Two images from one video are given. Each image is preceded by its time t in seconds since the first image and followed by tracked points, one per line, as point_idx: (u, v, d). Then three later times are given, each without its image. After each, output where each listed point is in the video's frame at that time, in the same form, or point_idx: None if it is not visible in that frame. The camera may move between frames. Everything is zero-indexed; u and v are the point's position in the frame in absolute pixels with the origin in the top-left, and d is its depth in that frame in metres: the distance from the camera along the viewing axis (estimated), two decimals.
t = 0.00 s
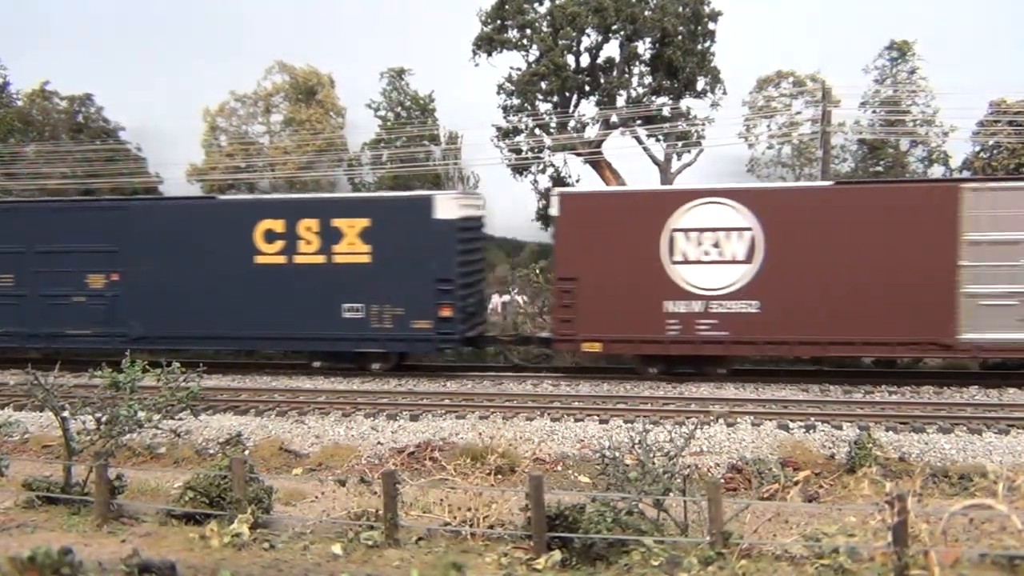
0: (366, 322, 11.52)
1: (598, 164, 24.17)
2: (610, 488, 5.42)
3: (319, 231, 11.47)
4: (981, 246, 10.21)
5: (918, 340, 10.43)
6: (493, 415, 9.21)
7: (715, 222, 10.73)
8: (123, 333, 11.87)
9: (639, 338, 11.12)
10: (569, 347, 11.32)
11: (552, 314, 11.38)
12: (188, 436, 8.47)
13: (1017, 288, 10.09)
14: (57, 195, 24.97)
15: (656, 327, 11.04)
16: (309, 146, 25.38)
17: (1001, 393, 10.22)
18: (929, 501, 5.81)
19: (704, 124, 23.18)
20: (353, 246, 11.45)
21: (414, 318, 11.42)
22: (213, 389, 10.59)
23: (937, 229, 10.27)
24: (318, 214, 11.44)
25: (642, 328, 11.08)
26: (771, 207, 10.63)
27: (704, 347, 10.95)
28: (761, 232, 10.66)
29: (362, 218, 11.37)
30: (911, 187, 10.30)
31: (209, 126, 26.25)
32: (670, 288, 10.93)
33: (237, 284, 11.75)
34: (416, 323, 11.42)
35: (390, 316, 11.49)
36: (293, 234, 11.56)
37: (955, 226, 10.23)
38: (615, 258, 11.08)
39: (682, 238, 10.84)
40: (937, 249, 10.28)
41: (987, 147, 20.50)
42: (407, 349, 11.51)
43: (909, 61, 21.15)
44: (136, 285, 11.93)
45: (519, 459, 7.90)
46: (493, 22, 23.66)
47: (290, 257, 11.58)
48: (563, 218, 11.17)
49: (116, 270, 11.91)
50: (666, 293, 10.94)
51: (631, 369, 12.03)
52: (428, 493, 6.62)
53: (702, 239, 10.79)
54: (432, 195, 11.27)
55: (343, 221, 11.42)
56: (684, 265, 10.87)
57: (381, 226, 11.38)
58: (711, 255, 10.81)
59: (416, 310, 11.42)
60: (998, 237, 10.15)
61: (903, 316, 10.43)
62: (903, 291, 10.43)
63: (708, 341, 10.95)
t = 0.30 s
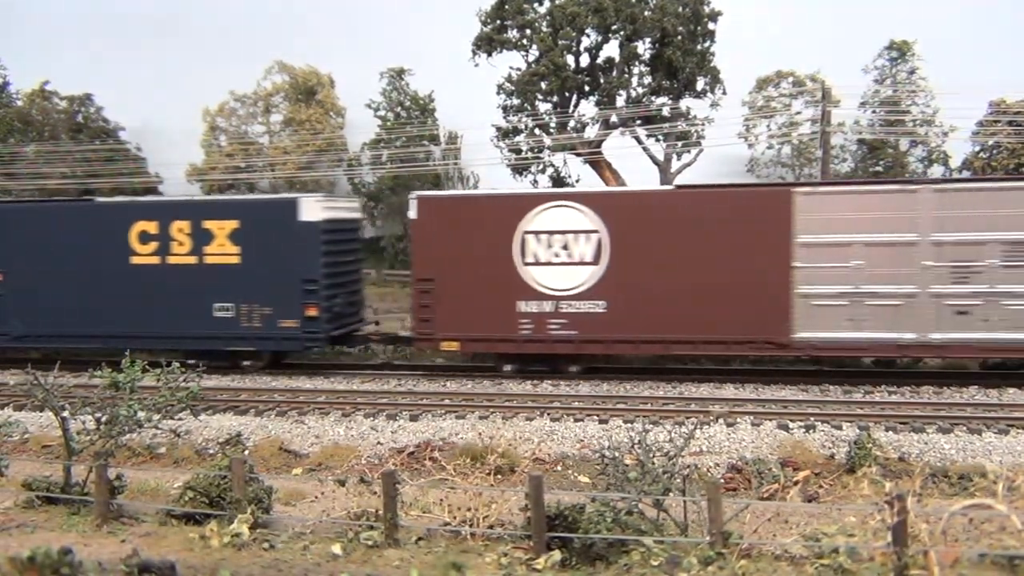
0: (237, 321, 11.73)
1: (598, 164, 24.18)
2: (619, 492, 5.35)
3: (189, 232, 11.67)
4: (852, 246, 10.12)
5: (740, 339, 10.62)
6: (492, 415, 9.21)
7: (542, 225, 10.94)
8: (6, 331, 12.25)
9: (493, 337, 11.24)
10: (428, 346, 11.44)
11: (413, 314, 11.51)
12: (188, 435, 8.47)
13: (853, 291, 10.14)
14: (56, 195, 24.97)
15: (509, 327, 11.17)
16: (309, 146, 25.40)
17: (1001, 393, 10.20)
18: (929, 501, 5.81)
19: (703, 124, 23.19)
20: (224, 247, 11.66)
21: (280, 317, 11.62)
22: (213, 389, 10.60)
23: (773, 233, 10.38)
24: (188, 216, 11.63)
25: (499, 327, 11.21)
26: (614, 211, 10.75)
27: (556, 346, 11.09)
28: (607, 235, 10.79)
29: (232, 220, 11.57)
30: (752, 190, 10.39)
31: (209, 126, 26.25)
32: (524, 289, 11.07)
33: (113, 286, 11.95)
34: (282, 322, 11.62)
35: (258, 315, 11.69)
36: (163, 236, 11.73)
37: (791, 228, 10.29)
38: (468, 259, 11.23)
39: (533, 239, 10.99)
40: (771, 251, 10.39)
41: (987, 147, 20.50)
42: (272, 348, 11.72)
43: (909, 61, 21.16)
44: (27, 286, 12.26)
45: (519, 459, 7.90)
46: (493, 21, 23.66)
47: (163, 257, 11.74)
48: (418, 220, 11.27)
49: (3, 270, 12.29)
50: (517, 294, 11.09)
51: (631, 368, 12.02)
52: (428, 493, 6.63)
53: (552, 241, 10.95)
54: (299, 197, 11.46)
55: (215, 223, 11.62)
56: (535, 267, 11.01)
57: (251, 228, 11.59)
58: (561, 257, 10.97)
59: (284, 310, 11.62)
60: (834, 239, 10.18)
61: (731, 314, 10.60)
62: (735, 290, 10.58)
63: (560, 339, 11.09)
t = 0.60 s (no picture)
0: (113, 319, 11.91)
1: (598, 164, 24.18)
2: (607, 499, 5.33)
3: (70, 233, 11.92)
4: (692, 248, 10.32)
5: (589, 338, 10.79)
6: (492, 415, 9.21)
7: (401, 227, 11.05)
8: None
9: (356, 336, 11.33)
10: (297, 345, 11.51)
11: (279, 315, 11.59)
12: (187, 436, 8.47)
13: (692, 291, 10.33)
14: (56, 195, 24.95)
15: (372, 326, 11.27)
16: (309, 146, 25.38)
17: (1001, 393, 10.20)
18: (929, 501, 5.81)
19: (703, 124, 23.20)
20: (102, 248, 11.88)
21: (154, 314, 11.79)
22: (212, 389, 10.59)
23: (619, 235, 10.59)
24: (68, 217, 11.87)
25: (360, 326, 11.30)
26: (464, 213, 10.94)
27: (415, 345, 11.22)
28: (462, 236, 10.97)
29: (109, 221, 11.80)
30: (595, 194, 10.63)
31: (208, 126, 26.23)
32: (384, 289, 11.19)
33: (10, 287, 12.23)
34: (156, 319, 11.79)
35: (133, 313, 11.87)
36: (45, 237, 11.99)
37: (634, 230, 10.51)
38: (327, 261, 11.32)
39: (392, 241, 11.12)
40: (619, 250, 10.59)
41: (987, 147, 20.51)
42: (150, 346, 11.87)
43: (908, 61, 21.17)
44: None
45: (519, 459, 7.90)
46: (493, 22, 23.67)
47: (45, 257, 12.01)
48: (283, 223, 11.37)
49: None
50: (377, 294, 11.21)
51: (631, 368, 12.02)
52: (427, 494, 6.63)
53: (411, 242, 11.09)
54: (172, 198, 11.66)
55: (93, 224, 11.84)
56: (395, 268, 11.13)
57: (124, 228, 11.79)
58: (420, 258, 11.10)
59: (158, 309, 11.79)
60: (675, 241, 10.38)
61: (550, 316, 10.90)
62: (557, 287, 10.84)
63: (419, 338, 11.22)
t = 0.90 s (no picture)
0: None
1: (598, 164, 24.18)
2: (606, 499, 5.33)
3: None
4: (635, 251, 10.50)
5: (444, 338, 11.13)
6: (492, 415, 9.21)
7: (269, 229, 11.38)
8: None
9: (225, 335, 11.62)
10: (172, 344, 11.79)
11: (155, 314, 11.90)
12: (187, 435, 8.46)
13: (545, 291, 10.71)
14: (56, 195, 24.94)
15: (242, 325, 11.57)
16: (309, 146, 25.37)
17: (1001, 393, 10.20)
18: (929, 501, 5.82)
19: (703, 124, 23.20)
20: None
21: (36, 314, 12.00)
22: (212, 389, 10.59)
23: (473, 237, 10.94)
24: None
25: (229, 325, 11.60)
26: (330, 215, 11.26)
27: (283, 343, 11.51)
28: (326, 239, 11.29)
29: None
30: (452, 197, 10.98)
31: (208, 126, 26.21)
32: (253, 289, 11.48)
33: None
34: (39, 318, 12.00)
35: (18, 313, 12.12)
36: None
37: (491, 232, 10.87)
38: (201, 262, 11.63)
39: (260, 242, 11.44)
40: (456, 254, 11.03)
41: (986, 148, 20.52)
42: (32, 345, 12.09)
43: (908, 61, 21.17)
44: None
45: (519, 459, 7.90)
46: (492, 22, 23.67)
47: None
48: (157, 225, 11.70)
49: None
50: (245, 294, 11.51)
51: (630, 368, 12.02)
52: (427, 494, 6.63)
53: (279, 243, 11.42)
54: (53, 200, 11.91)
55: None
56: (263, 269, 11.44)
57: (9, 229, 12.10)
58: (286, 259, 11.42)
59: (40, 308, 12.01)
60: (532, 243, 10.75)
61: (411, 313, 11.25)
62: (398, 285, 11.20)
63: (287, 337, 11.53)
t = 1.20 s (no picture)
0: None
1: (598, 164, 24.18)
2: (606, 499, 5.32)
3: None
4: (518, 249, 10.65)
5: (311, 336, 11.32)
6: (492, 415, 9.21)
7: (145, 230, 11.53)
8: None
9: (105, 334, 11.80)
10: (52, 342, 12.01)
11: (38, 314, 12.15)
12: (187, 435, 8.46)
13: (406, 291, 10.96)
14: (56, 195, 24.93)
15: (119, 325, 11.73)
16: (309, 146, 25.37)
17: (1000, 393, 10.21)
18: (929, 500, 5.82)
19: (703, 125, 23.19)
20: None
21: None
22: (211, 389, 10.60)
23: (339, 239, 11.14)
24: None
25: (108, 326, 11.77)
26: (201, 217, 11.43)
27: (159, 341, 11.67)
28: (199, 240, 11.45)
29: None
30: (317, 200, 11.18)
31: (208, 126, 26.21)
32: (131, 289, 11.66)
33: None
34: None
35: None
36: None
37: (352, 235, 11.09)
38: (78, 262, 11.83)
39: (136, 244, 11.60)
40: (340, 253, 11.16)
41: (986, 148, 20.54)
42: None
43: (907, 61, 21.18)
44: None
45: (519, 459, 7.89)
46: (492, 22, 23.67)
47: None
48: (42, 226, 11.87)
49: None
50: (123, 294, 11.67)
51: (630, 368, 12.02)
52: (427, 494, 6.63)
53: (154, 244, 11.59)
54: None
55: None
56: (139, 270, 11.61)
57: None
58: (161, 260, 11.59)
59: None
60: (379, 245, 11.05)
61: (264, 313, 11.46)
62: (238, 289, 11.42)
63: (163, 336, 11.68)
